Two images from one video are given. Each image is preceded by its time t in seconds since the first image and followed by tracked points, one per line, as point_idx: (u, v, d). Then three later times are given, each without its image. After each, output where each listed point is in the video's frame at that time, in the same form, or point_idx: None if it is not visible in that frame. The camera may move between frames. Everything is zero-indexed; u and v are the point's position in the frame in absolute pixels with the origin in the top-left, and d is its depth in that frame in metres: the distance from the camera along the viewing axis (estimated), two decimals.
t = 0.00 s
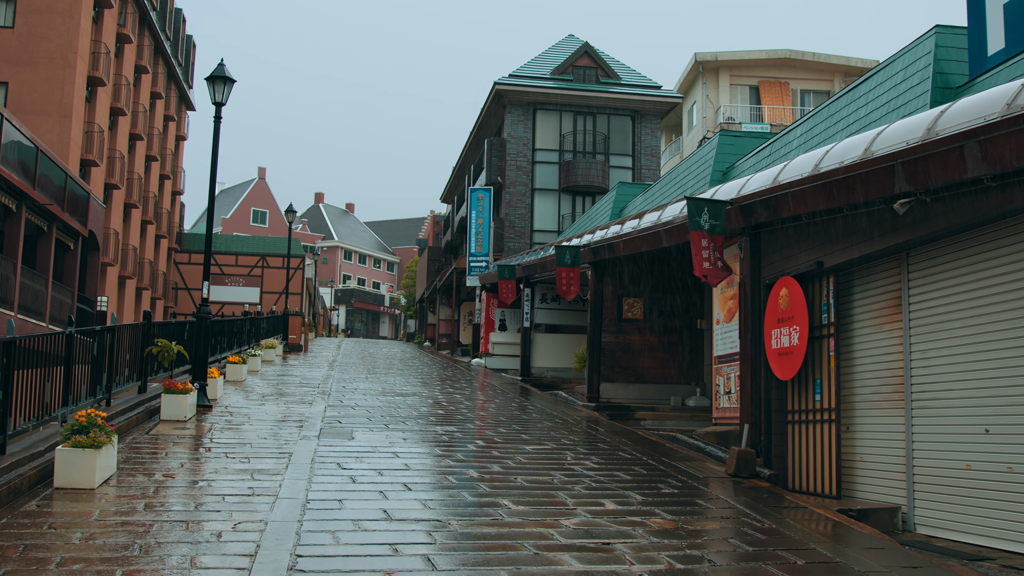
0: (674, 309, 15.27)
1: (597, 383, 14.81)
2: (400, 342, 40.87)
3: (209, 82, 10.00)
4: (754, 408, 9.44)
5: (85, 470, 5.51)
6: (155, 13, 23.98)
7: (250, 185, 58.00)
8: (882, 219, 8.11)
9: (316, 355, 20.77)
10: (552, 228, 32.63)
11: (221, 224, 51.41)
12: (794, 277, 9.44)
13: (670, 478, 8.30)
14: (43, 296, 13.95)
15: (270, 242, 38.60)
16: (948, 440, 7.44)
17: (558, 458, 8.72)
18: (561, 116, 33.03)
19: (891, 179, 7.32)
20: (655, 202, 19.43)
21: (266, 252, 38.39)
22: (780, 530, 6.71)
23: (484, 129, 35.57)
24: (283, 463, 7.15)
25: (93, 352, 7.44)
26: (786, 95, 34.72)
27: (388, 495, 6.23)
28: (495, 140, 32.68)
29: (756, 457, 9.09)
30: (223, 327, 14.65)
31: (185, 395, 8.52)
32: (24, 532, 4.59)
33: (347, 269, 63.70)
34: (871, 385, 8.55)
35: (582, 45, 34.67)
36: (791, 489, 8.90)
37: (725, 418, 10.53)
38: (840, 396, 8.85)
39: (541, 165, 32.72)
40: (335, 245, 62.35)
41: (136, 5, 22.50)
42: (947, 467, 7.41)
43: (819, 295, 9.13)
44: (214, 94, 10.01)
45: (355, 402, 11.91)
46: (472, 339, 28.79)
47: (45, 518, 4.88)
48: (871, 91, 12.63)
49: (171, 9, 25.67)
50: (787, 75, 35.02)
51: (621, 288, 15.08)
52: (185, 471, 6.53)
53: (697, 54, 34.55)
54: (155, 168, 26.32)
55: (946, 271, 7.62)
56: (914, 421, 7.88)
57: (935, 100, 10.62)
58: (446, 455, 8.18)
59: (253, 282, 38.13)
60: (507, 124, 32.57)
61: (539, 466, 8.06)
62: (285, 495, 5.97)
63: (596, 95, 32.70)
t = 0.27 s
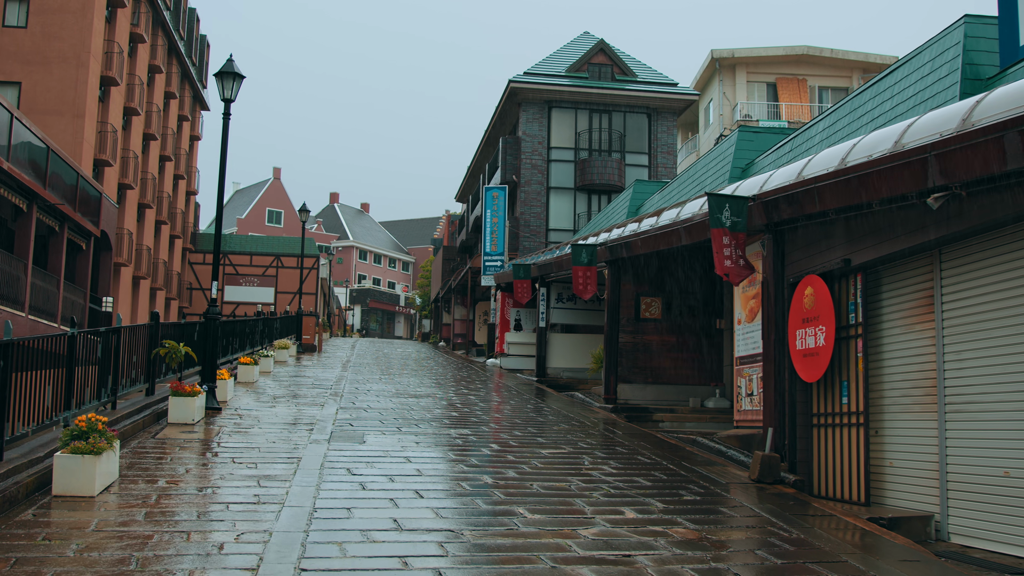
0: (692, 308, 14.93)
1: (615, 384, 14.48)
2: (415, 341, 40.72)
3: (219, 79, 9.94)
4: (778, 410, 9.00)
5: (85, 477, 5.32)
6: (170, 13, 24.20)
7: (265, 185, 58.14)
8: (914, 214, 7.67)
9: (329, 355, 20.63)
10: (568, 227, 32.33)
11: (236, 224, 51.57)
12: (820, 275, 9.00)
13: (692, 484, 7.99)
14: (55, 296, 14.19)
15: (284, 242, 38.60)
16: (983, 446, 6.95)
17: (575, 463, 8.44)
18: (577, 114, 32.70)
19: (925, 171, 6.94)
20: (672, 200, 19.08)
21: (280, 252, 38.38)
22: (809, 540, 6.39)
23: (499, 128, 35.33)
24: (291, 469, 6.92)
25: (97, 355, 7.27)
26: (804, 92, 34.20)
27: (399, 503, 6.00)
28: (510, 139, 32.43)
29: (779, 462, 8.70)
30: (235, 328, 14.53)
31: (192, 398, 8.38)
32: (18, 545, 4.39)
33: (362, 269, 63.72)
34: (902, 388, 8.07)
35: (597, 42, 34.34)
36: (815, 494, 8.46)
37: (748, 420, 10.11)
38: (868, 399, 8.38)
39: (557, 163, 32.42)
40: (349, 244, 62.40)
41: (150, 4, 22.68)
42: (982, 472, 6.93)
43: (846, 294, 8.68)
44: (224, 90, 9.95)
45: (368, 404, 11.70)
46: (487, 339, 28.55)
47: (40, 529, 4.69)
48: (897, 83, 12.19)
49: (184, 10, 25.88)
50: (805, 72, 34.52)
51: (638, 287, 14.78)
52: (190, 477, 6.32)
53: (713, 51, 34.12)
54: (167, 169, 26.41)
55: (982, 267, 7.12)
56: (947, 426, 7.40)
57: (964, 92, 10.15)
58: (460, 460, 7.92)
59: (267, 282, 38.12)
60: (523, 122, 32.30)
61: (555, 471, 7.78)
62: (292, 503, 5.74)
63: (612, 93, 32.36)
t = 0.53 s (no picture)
0: (710, 308, 14.60)
1: (631, 386, 14.15)
2: (429, 342, 40.55)
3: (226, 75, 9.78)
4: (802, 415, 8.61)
5: (82, 484, 5.14)
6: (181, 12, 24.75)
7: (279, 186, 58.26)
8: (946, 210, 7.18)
9: (341, 356, 20.46)
10: (583, 225, 32.01)
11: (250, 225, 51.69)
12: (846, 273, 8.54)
13: (714, 491, 7.66)
14: (65, 296, 14.40)
15: (298, 242, 38.56)
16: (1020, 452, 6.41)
17: (592, 468, 8.14)
18: (591, 112, 32.38)
19: (958, 164, 6.45)
20: (689, 197, 18.70)
21: (294, 252, 38.35)
22: (840, 551, 6.06)
23: (513, 126, 35.07)
24: (297, 475, 6.68)
25: (100, 358, 7.11)
26: (821, 88, 33.68)
27: (409, 512, 5.74)
28: (524, 137, 32.13)
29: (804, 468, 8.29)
30: (246, 328, 14.42)
31: (199, 401, 8.23)
32: (8, 558, 4.19)
33: (376, 268, 63.72)
34: (933, 391, 7.54)
35: (612, 39, 34.02)
36: (841, 501, 8.04)
37: (767, 423, 9.86)
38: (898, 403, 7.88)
39: (572, 162, 32.10)
40: (363, 244, 62.43)
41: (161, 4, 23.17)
42: (1019, 480, 6.39)
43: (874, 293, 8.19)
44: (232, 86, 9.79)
45: (380, 406, 11.47)
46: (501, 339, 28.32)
47: (33, 540, 4.50)
48: (924, 75, 11.70)
49: (197, 9, 26.40)
50: (822, 68, 34.01)
51: (655, 286, 14.44)
52: (193, 484, 6.11)
53: (729, 47, 33.69)
54: (179, 170, 26.66)
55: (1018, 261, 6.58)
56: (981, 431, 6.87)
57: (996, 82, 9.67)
58: (473, 465, 7.65)
59: (281, 282, 38.09)
60: (536, 120, 32.03)
61: (572, 477, 7.49)
62: (297, 512, 5.51)
63: (626, 90, 32.01)
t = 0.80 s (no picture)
0: (727, 307, 14.28)
1: (647, 388, 13.79)
2: (442, 341, 40.38)
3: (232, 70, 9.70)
4: (825, 419, 8.22)
5: (78, 493, 4.97)
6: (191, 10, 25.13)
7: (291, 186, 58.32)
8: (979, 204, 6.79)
9: (352, 356, 20.32)
10: (596, 224, 31.69)
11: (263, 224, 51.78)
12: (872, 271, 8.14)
13: (736, 497, 7.37)
14: (73, 296, 14.53)
15: (310, 241, 38.51)
16: None
17: (609, 473, 7.87)
18: (604, 109, 32.06)
19: (996, 155, 6.07)
20: (705, 194, 18.30)
21: (305, 251, 38.29)
22: (871, 563, 5.76)
23: (525, 124, 34.81)
24: (303, 482, 6.46)
25: (100, 360, 6.97)
26: (836, 85, 33.18)
27: (417, 521, 5.50)
28: (536, 135, 31.84)
29: (829, 473, 7.93)
30: (255, 328, 14.29)
31: (204, 404, 8.09)
32: None
33: (389, 268, 63.73)
34: (965, 395, 7.12)
35: (625, 36, 33.69)
36: (868, 509, 7.65)
37: (788, 426, 9.52)
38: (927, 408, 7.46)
39: (584, 160, 31.79)
40: (376, 244, 62.41)
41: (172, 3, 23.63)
42: None
43: (901, 292, 7.79)
44: (237, 81, 9.71)
45: (390, 409, 11.25)
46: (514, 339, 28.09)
47: (24, 552, 4.32)
48: (949, 65, 11.15)
49: (207, 8, 26.89)
50: (838, 65, 33.49)
51: (671, 285, 14.13)
52: (195, 491, 5.91)
53: (743, 44, 33.24)
54: (190, 169, 27.09)
55: None
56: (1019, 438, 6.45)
57: None
58: (485, 470, 7.40)
59: (292, 281, 38.04)
60: (549, 118, 31.73)
61: (588, 483, 7.23)
62: (301, 522, 5.29)
63: (640, 87, 31.69)
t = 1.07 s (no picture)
0: (743, 306, 13.97)
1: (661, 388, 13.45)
2: (453, 341, 40.18)
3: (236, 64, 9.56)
4: (848, 422, 7.86)
5: (70, 502, 4.77)
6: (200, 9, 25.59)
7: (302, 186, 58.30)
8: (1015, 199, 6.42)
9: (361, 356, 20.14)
10: (608, 222, 31.37)
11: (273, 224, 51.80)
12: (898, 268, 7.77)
13: (757, 503, 7.06)
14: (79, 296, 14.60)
15: (320, 241, 38.41)
16: None
17: (624, 478, 7.58)
18: (616, 106, 31.74)
19: None
20: (720, 191, 17.92)
21: (315, 251, 38.20)
22: None
23: (536, 122, 34.54)
24: (306, 489, 6.22)
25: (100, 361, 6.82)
26: (850, 81, 32.71)
27: (425, 531, 5.25)
28: (547, 133, 31.56)
29: (854, 479, 7.59)
30: (262, 329, 14.15)
31: (208, 407, 7.93)
32: None
33: (399, 267, 63.65)
34: (998, 398, 6.71)
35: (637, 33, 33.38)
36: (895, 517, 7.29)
37: (809, 429, 9.13)
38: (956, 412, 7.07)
39: (596, 157, 31.49)
40: (386, 243, 62.34)
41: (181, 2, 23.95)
42: None
43: (929, 289, 7.41)
44: (242, 76, 9.56)
45: (399, 411, 11.01)
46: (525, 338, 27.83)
47: (11, 566, 4.11)
48: (974, 57, 10.70)
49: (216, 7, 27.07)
50: (852, 61, 33.03)
51: (686, 284, 13.81)
52: (195, 498, 5.69)
53: (756, 40, 32.84)
54: (202, 168, 27.67)
55: None
56: None
57: None
58: (495, 475, 7.14)
59: (302, 281, 37.93)
60: (560, 115, 31.41)
61: (603, 489, 6.95)
62: (303, 532, 5.05)
63: (652, 84, 31.36)
